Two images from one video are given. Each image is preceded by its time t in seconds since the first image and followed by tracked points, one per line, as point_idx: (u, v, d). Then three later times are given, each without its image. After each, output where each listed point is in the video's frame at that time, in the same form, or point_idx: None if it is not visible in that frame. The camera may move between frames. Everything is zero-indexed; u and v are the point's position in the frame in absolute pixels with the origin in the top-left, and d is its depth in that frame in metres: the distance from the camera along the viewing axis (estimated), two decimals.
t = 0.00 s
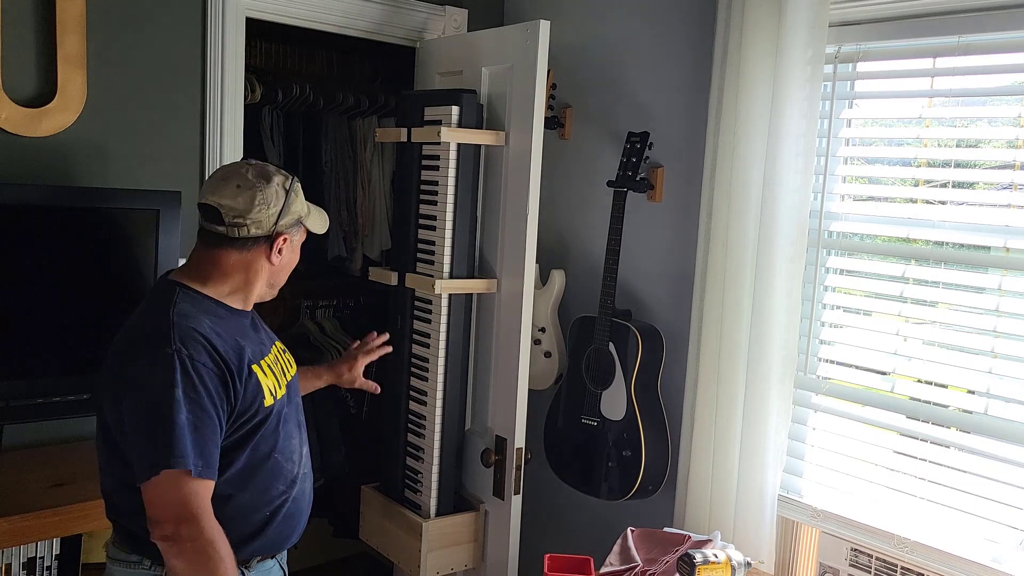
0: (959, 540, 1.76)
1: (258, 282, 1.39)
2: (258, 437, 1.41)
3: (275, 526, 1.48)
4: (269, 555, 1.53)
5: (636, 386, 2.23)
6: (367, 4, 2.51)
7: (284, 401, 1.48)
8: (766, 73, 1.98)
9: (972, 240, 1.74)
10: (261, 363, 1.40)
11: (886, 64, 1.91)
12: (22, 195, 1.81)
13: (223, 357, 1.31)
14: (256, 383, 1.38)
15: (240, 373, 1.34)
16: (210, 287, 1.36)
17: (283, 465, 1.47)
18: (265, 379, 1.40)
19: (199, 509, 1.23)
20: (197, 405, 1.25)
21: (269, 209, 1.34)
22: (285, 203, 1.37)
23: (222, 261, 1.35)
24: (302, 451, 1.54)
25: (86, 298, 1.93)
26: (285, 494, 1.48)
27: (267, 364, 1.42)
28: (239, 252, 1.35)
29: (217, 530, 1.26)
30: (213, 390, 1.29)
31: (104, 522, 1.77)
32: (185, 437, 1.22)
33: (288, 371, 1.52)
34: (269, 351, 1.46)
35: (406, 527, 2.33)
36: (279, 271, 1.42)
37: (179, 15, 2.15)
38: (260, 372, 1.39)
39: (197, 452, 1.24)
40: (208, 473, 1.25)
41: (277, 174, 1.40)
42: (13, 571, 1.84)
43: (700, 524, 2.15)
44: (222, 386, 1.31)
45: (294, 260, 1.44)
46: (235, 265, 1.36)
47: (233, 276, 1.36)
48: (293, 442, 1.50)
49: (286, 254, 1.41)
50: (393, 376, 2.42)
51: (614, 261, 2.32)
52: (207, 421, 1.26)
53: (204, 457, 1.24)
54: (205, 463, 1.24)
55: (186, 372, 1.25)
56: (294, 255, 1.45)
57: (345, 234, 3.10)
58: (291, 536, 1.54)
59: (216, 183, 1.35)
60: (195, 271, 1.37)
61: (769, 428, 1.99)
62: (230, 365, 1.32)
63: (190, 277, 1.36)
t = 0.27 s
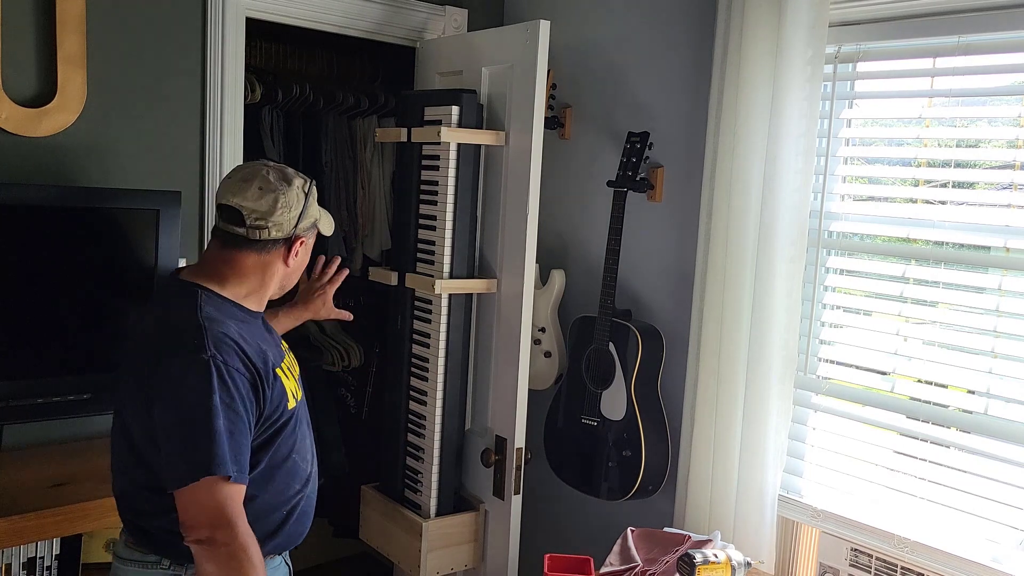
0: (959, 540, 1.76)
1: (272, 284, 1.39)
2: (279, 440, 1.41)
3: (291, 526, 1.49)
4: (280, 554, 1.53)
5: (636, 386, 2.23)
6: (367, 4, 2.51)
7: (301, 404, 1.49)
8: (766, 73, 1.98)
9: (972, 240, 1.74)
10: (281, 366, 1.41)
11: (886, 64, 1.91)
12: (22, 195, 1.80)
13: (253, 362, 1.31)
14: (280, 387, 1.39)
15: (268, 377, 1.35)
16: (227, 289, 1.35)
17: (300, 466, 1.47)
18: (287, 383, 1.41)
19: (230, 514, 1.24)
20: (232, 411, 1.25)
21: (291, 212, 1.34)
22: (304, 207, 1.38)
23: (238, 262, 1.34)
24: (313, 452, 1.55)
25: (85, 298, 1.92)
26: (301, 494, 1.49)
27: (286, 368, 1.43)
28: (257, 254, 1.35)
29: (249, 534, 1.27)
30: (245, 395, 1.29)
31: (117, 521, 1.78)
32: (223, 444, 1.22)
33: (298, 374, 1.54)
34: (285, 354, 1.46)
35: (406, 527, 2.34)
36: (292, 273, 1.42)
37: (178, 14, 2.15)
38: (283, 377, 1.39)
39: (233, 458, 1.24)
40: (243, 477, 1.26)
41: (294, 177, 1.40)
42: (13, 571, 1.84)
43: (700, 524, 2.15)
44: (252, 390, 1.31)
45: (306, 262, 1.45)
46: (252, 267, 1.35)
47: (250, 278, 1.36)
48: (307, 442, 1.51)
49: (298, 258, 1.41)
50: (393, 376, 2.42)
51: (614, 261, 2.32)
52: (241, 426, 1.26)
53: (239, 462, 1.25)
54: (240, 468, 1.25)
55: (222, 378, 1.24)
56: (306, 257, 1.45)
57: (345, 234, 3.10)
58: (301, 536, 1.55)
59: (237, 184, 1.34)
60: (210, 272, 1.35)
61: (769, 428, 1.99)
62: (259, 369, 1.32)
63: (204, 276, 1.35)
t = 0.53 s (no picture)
0: (959, 540, 1.76)
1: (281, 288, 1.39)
2: (289, 446, 1.41)
3: (297, 529, 1.49)
4: (284, 554, 1.53)
5: (636, 386, 2.23)
6: (367, 4, 2.51)
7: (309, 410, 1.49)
8: (766, 73, 1.98)
9: (972, 240, 1.74)
10: (292, 374, 1.41)
11: (886, 63, 1.91)
12: (20, 195, 1.80)
13: (266, 372, 1.31)
14: (291, 396, 1.39)
15: (279, 386, 1.35)
16: (238, 293, 1.35)
17: (307, 471, 1.48)
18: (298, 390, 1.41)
19: (245, 524, 1.25)
20: (247, 423, 1.25)
21: (306, 217, 1.35)
22: (319, 213, 1.38)
23: (249, 266, 1.34)
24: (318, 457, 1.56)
25: (86, 298, 1.93)
26: (307, 498, 1.49)
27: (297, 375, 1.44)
28: (269, 258, 1.34)
29: (262, 543, 1.28)
30: (258, 406, 1.29)
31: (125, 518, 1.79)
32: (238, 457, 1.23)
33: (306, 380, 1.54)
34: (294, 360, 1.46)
35: (407, 527, 2.34)
36: (302, 278, 1.42)
37: (178, 14, 2.15)
38: (293, 385, 1.40)
39: (248, 469, 1.25)
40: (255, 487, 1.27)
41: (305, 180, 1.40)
42: (13, 571, 1.84)
43: (700, 524, 2.15)
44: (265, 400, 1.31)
45: (316, 267, 1.45)
46: (264, 272, 1.35)
47: (261, 282, 1.36)
48: (313, 446, 1.52)
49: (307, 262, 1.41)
50: (393, 376, 2.42)
51: (614, 261, 2.32)
52: (255, 438, 1.27)
53: (253, 473, 1.26)
54: (253, 479, 1.26)
55: (237, 390, 1.24)
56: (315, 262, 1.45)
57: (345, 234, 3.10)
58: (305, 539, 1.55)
59: (253, 188, 1.35)
60: (220, 275, 1.35)
61: (769, 428, 1.99)
62: (272, 379, 1.32)
63: (214, 279, 1.35)
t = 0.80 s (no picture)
0: (959, 540, 1.76)
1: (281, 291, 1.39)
2: (291, 449, 1.41)
3: (300, 531, 1.49)
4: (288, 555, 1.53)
5: (636, 386, 2.23)
6: (367, 4, 2.51)
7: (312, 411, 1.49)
8: (766, 73, 1.98)
9: (972, 240, 1.74)
10: (294, 378, 1.40)
11: (886, 63, 1.91)
12: (21, 195, 1.80)
13: (266, 378, 1.31)
14: (292, 400, 1.38)
15: (280, 392, 1.34)
16: (238, 295, 1.35)
17: (311, 473, 1.48)
18: (300, 393, 1.41)
19: (245, 531, 1.25)
20: (247, 430, 1.25)
21: (304, 217, 1.34)
22: (318, 213, 1.38)
23: (249, 267, 1.34)
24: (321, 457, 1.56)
25: (87, 298, 1.93)
26: (311, 500, 1.49)
27: (299, 378, 1.43)
28: (268, 260, 1.34)
29: (262, 549, 1.28)
30: (259, 412, 1.28)
31: (129, 516, 1.80)
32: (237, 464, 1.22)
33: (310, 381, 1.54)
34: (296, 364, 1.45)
35: (407, 527, 2.34)
36: (304, 279, 1.41)
37: (178, 14, 2.15)
38: (295, 389, 1.39)
39: (248, 476, 1.25)
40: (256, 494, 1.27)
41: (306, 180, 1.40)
42: (13, 571, 1.84)
43: (700, 524, 2.15)
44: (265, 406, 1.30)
45: (318, 268, 1.44)
46: (264, 273, 1.35)
47: (261, 284, 1.35)
48: (317, 448, 1.52)
49: (308, 265, 1.40)
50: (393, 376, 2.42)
51: (614, 261, 2.32)
52: (255, 444, 1.26)
53: (253, 480, 1.26)
54: (253, 485, 1.26)
55: (237, 398, 1.24)
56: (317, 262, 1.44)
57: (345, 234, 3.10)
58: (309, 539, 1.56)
59: (252, 188, 1.35)
60: (221, 277, 1.35)
61: (769, 428, 1.99)
62: (272, 384, 1.32)
63: (216, 282, 1.35)
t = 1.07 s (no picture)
0: (959, 540, 1.76)
1: (271, 286, 1.38)
2: (284, 443, 1.41)
3: (297, 528, 1.49)
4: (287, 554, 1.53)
5: (636, 386, 2.23)
6: (367, 4, 2.51)
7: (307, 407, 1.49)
8: (766, 73, 1.98)
9: (972, 240, 1.74)
10: (287, 372, 1.41)
11: (885, 63, 1.91)
12: (21, 195, 1.80)
13: (256, 369, 1.31)
14: (284, 393, 1.39)
15: (271, 384, 1.35)
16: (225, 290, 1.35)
17: (306, 470, 1.48)
18: (293, 388, 1.41)
19: (237, 522, 1.25)
20: (236, 420, 1.25)
21: (281, 207, 1.33)
22: (298, 201, 1.36)
23: (233, 261, 1.35)
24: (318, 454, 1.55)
25: (87, 298, 1.93)
26: (306, 498, 1.49)
27: (292, 373, 1.43)
28: (251, 251, 1.34)
29: (254, 542, 1.28)
30: (248, 403, 1.29)
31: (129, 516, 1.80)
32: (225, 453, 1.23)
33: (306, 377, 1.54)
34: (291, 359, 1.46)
35: (406, 527, 2.34)
36: (296, 273, 1.40)
37: (178, 14, 2.15)
38: (287, 383, 1.40)
39: (237, 466, 1.25)
40: (247, 486, 1.27)
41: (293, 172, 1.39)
42: (13, 571, 1.84)
43: (700, 524, 2.15)
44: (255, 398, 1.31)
45: (311, 260, 1.42)
46: (248, 266, 1.35)
47: (248, 277, 1.36)
48: (312, 446, 1.52)
49: (296, 257, 1.38)
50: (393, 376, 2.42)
51: (614, 261, 2.32)
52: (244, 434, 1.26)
53: (243, 471, 1.26)
54: (244, 476, 1.26)
55: (225, 388, 1.25)
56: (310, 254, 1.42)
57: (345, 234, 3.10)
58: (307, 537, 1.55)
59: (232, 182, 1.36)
60: (209, 273, 1.36)
61: (769, 428, 1.99)
62: (262, 376, 1.32)
63: (204, 278, 1.36)
